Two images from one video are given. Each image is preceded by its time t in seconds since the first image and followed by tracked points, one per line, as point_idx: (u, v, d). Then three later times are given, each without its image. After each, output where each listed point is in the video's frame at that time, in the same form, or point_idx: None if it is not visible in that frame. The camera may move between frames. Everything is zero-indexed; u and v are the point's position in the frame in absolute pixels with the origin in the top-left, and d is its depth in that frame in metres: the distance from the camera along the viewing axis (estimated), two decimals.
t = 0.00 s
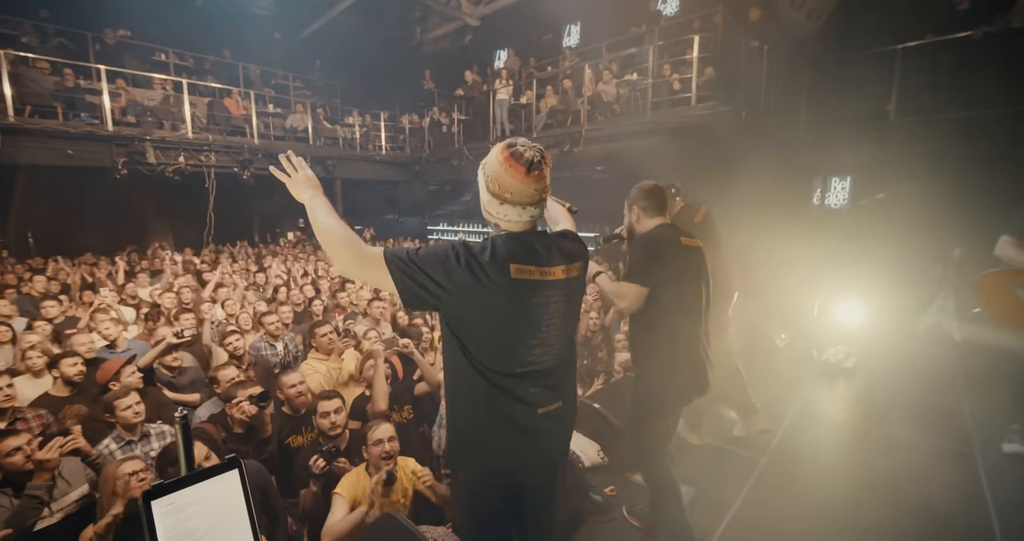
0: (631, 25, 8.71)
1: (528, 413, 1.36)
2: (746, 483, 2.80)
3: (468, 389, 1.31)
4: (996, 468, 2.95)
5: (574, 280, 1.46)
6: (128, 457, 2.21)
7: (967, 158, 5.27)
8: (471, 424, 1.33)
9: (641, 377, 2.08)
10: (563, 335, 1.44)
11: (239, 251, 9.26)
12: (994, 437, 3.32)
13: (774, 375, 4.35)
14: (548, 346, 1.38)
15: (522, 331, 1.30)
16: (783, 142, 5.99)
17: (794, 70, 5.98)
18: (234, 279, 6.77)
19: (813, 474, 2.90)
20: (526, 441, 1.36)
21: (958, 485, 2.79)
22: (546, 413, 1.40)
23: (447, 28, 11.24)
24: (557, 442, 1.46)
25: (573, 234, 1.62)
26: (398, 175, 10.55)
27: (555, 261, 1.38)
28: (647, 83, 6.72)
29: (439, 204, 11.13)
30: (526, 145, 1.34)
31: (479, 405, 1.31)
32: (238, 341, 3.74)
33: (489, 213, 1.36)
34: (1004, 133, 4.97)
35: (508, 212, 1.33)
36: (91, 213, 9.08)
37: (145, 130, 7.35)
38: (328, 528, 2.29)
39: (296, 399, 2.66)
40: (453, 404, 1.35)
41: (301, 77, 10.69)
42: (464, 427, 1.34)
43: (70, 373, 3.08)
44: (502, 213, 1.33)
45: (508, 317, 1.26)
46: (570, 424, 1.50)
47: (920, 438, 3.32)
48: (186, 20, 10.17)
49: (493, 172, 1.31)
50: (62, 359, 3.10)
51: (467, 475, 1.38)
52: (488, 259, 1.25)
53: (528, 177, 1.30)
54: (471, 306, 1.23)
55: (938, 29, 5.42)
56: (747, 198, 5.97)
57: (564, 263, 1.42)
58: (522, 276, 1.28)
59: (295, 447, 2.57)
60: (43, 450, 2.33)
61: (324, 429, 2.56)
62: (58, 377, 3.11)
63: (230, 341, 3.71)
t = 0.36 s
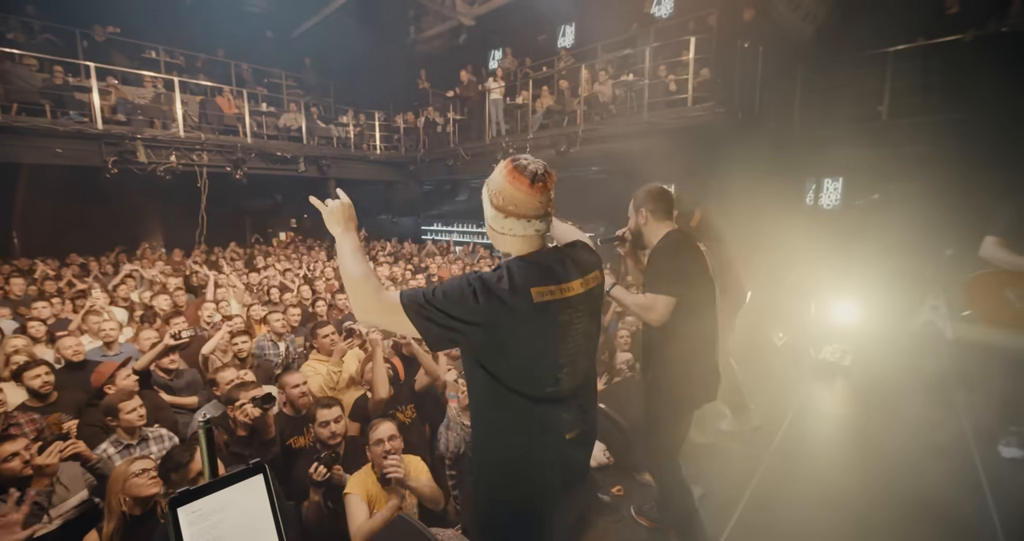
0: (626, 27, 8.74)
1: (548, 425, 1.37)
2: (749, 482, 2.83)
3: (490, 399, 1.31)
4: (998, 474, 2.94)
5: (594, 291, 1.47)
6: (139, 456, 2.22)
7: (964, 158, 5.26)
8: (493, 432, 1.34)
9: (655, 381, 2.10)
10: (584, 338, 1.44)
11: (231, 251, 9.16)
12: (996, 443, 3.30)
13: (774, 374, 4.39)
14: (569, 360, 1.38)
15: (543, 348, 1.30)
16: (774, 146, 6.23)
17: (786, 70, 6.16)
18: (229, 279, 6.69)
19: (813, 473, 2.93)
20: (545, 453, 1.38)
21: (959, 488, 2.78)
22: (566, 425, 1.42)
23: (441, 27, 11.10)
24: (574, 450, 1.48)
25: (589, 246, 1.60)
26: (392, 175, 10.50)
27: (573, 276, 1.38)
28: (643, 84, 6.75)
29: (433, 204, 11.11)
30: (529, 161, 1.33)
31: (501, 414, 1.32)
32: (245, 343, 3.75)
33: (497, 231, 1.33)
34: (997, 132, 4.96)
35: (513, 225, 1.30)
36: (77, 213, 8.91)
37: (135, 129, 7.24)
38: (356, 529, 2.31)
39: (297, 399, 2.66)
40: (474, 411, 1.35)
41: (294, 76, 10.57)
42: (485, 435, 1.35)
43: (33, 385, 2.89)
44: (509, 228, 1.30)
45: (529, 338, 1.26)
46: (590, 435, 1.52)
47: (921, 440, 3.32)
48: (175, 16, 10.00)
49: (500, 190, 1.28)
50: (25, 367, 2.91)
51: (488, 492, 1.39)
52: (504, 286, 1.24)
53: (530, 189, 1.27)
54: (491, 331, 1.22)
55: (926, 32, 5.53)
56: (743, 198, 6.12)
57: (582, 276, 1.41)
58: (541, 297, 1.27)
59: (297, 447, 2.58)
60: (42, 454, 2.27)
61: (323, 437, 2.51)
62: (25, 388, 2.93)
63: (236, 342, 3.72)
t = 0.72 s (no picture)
0: (621, 28, 8.78)
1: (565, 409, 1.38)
2: (751, 480, 2.85)
3: (506, 382, 1.34)
4: (997, 473, 2.96)
5: (610, 276, 1.47)
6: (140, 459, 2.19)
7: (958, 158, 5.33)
8: (506, 416, 1.37)
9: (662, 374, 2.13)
10: (598, 329, 1.45)
11: (224, 252, 9.09)
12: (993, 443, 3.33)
13: (772, 372, 4.43)
14: (585, 344, 1.40)
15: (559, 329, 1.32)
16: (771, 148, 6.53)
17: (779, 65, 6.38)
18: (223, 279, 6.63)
19: (814, 472, 2.94)
20: (562, 438, 1.40)
21: (960, 489, 2.79)
22: (584, 411, 1.43)
23: (435, 27, 10.99)
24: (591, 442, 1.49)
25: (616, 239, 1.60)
26: (387, 175, 10.49)
27: (591, 255, 1.39)
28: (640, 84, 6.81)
29: (428, 204, 11.12)
30: (563, 142, 1.36)
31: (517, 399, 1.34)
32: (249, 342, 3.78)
33: (531, 212, 1.37)
34: (994, 134, 5.05)
35: (547, 207, 1.34)
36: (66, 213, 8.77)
37: (126, 128, 7.14)
38: (345, 529, 2.32)
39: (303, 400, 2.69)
40: (490, 397, 1.39)
41: (287, 74, 10.48)
42: (502, 421, 1.38)
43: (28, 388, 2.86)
44: (542, 209, 1.34)
45: (545, 307, 1.28)
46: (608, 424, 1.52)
47: (918, 439, 3.35)
48: (165, 13, 9.86)
49: (534, 171, 1.32)
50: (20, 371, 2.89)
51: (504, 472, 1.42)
52: (523, 253, 1.26)
53: (567, 170, 1.31)
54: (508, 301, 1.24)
55: (916, 35, 5.56)
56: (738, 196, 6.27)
57: (600, 258, 1.43)
58: (558, 271, 1.29)
59: (299, 448, 2.58)
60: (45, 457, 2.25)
61: (323, 445, 2.49)
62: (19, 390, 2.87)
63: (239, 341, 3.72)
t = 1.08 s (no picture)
0: (618, 29, 8.83)
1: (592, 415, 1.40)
2: (756, 477, 2.87)
3: (540, 381, 1.37)
4: (998, 470, 2.99)
5: (642, 283, 1.54)
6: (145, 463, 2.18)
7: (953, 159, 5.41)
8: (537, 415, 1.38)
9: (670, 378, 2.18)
10: (631, 337, 1.50)
11: (220, 251, 9.07)
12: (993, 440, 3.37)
13: (773, 370, 4.47)
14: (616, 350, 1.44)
15: (596, 333, 1.37)
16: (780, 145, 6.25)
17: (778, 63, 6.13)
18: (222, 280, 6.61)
19: (817, 470, 2.97)
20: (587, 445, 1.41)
21: (962, 485, 2.82)
22: (612, 418, 1.45)
23: (432, 26, 10.97)
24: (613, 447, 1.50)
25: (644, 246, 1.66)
26: (385, 175, 10.49)
27: (625, 264, 1.46)
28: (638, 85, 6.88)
29: (425, 204, 11.19)
30: (593, 159, 1.40)
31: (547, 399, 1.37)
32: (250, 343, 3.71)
33: (566, 226, 1.40)
34: (997, 135, 5.08)
35: (581, 222, 1.38)
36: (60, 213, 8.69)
37: (122, 127, 7.08)
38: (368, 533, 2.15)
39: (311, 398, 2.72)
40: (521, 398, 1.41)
41: (284, 74, 10.44)
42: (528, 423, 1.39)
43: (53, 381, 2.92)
44: (576, 224, 1.38)
45: (584, 310, 1.34)
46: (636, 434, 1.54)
47: (918, 436, 3.40)
48: (160, 12, 9.78)
49: (568, 188, 1.35)
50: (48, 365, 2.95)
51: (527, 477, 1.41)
52: (561, 257, 1.34)
53: (599, 189, 1.36)
54: (548, 302, 1.31)
55: (911, 36, 5.67)
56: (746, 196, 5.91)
57: (634, 265, 1.50)
58: (594, 276, 1.36)
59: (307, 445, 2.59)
60: (55, 457, 2.23)
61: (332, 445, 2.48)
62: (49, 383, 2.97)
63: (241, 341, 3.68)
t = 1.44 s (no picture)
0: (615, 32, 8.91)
1: (623, 404, 1.50)
2: (762, 474, 2.92)
3: (580, 372, 1.44)
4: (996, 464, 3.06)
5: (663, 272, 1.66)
6: (158, 471, 2.17)
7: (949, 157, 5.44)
8: (576, 406, 1.46)
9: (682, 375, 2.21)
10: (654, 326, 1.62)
11: (216, 252, 9.01)
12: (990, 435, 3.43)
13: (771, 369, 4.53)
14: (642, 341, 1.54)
15: (627, 326, 1.46)
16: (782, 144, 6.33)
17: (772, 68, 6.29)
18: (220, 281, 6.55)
19: (820, 465, 3.05)
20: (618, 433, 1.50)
21: (961, 479, 2.89)
22: (639, 404, 1.55)
23: (428, 27, 10.78)
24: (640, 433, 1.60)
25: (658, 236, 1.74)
26: (382, 176, 10.47)
27: (652, 255, 1.56)
28: (637, 87, 6.95)
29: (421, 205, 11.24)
30: (618, 149, 1.46)
31: (582, 391, 1.45)
32: (245, 346, 3.66)
33: (586, 215, 1.46)
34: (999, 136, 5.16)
35: (604, 210, 1.44)
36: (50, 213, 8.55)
37: (116, 127, 6.98)
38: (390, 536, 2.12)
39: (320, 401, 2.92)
40: (557, 390, 1.49)
41: (281, 74, 10.35)
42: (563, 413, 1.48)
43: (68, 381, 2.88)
44: (598, 212, 1.44)
45: (620, 306, 1.42)
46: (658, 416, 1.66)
47: (915, 432, 3.48)
48: (153, 10, 9.65)
49: (596, 176, 1.40)
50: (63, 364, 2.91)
51: (567, 467, 1.49)
52: (597, 253, 1.40)
53: (624, 175, 1.42)
54: (588, 300, 1.37)
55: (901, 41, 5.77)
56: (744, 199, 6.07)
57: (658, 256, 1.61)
58: (629, 270, 1.43)
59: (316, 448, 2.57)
60: (68, 460, 2.22)
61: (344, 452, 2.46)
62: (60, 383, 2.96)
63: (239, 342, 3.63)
